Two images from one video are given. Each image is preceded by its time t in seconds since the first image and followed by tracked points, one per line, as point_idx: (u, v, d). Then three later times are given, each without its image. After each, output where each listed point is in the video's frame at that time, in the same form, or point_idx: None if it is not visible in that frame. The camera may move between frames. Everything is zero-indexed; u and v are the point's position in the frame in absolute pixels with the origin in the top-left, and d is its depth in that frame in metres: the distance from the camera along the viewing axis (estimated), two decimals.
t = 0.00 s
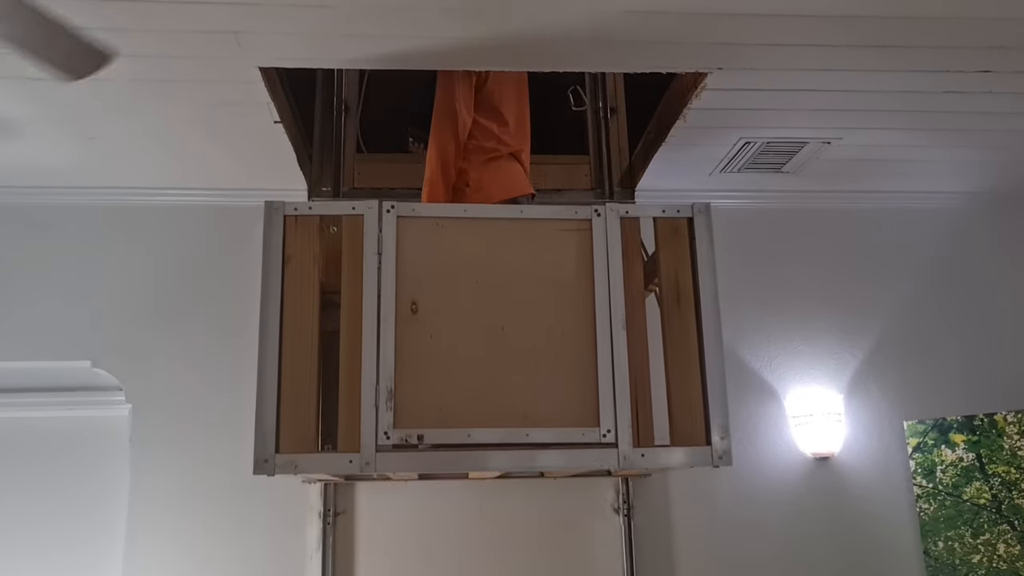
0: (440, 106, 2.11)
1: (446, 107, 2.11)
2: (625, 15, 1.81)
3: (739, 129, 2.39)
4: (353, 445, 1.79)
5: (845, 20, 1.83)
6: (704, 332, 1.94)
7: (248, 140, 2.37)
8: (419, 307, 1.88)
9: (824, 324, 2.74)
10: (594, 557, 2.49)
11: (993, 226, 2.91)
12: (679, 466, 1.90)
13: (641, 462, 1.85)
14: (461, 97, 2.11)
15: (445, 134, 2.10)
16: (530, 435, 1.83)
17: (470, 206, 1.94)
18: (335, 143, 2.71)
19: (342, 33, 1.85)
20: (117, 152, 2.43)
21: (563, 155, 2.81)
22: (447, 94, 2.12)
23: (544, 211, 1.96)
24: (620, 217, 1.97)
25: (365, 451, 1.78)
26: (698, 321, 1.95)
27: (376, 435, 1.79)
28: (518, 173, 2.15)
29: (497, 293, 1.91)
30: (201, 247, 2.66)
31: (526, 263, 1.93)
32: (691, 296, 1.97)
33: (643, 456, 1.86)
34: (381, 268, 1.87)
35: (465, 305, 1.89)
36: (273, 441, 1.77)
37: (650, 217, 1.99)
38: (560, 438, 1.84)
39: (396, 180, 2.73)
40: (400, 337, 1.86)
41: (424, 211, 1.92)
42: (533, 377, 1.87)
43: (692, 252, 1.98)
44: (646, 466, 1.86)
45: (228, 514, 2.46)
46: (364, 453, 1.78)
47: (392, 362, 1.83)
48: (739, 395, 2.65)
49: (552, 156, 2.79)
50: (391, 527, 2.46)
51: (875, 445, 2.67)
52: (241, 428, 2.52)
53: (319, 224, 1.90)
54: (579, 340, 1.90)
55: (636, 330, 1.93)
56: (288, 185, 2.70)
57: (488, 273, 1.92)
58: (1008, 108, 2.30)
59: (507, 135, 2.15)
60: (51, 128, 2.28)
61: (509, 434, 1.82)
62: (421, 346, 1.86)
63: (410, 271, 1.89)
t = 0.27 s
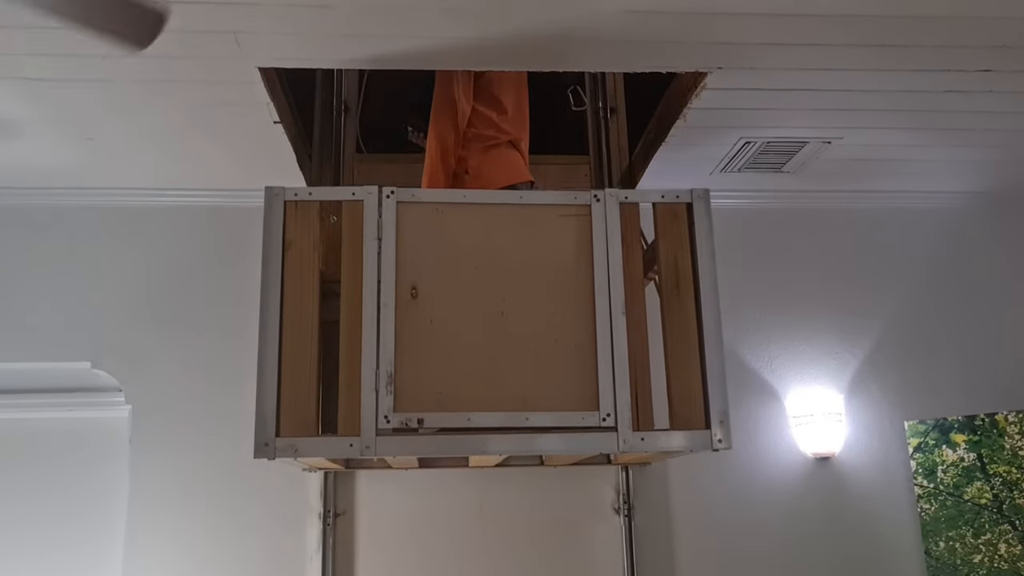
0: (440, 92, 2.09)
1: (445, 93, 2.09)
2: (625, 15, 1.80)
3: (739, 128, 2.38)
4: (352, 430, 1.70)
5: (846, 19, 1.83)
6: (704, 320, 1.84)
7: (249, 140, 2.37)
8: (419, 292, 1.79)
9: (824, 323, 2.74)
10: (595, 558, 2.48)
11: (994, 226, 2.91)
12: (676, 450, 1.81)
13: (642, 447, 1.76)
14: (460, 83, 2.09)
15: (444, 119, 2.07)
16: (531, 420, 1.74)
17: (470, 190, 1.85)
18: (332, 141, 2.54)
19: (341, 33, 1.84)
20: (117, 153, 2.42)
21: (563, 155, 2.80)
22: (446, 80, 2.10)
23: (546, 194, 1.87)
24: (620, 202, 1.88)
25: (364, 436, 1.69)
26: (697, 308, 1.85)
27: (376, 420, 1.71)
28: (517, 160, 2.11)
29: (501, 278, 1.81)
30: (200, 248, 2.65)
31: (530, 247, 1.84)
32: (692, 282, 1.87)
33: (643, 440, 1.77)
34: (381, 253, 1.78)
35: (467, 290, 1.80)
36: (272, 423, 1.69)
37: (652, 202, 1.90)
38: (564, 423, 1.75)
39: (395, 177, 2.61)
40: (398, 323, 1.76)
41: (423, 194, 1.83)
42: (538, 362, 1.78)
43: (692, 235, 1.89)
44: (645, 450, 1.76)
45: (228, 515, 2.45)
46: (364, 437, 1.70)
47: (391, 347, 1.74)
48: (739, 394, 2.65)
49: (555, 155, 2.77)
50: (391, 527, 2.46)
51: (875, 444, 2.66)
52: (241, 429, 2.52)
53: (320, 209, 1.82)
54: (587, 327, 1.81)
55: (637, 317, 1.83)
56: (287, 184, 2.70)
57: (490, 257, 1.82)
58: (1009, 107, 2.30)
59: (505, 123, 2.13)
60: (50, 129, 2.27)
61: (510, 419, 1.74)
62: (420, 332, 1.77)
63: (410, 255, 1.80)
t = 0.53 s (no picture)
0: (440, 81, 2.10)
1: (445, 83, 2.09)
2: (625, 14, 1.80)
3: (739, 129, 2.38)
4: (353, 414, 1.71)
5: (846, 19, 1.82)
6: (704, 305, 1.84)
7: (248, 140, 2.36)
8: (419, 278, 1.79)
9: (825, 323, 2.73)
10: (595, 559, 2.48)
11: (994, 226, 2.90)
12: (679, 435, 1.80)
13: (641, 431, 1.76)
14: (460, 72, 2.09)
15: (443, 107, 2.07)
16: (531, 404, 1.74)
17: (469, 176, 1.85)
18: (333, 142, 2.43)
19: (341, 33, 1.84)
20: (117, 154, 2.42)
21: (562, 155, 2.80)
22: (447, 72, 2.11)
23: (544, 180, 1.87)
24: (618, 187, 1.88)
25: (365, 421, 1.70)
26: (697, 293, 1.85)
27: (376, 404, 1.71)
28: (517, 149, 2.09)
29: (500, 265, 1.82)
30: (200, 250, 2.65)
31: (528, 234, 1.84)
32: (690, 267, 1.87)
33: (643, 424, 1.77)
34: (380, 239, 1.78)
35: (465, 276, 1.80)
36: (273, 408, 1.70)
37: (650, 187, 1.90)
38: (563, 408, 1.75)
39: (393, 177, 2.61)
40: (397, 308, 1.76)
41: (423, 180, 1.83)
42: (538, 346, 1.78)
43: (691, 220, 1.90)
44: (645, 434, 1.77)
45: (229, 517, 2.45)
46: (364, 422, 1.70)
47: (390, 333, 1.74)
48: (739, 394, 2.64)
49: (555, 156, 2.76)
50: (391, 528, 2.46)
51: (876, 444, 2.66)
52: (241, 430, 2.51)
53: (320, 195, 1.82)
54: (587, 313, 1.81)
55: (636, 302, 1.83)
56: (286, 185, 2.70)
57: (489, 244, 1.83)
58: (1009, 107, 2.29)
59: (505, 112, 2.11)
60: (50, 130, 2.27)
61: (508, 404, 1.74)
62: (419, 318, 1.77)
63: (410, 241, 1.81)
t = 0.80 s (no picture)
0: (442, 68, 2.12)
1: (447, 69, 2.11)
2: (625, 11, 1.79)
3: (740, 127, 2.37)
4: (352, 397, 1.71)
5: (847, 16, 1.81)
6: (704, 291, 1.83)
7: (247, 139, 2.35)
8: (418, 262, 1.79)
9: (825, 321, 2.73)
10: (595, 559, 2.47)
11: (995, 224, 2.89)
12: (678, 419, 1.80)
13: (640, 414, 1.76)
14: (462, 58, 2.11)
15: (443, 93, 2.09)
16: (530, 386, 1.74)
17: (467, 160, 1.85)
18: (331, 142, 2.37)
19: (340, 31, 1.83)
20: (116, 153, 2.41)
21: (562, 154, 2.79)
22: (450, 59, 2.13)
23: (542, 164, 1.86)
24: (617, 171, 1.88)
25: (364, 403, 1.70)
26: (696, 280, 1.85)
27: (376, 386, 1.71)
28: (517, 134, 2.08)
29: (499, 248, 1.81)
30: (199, 250, 2.64)
31: (527, 217, 1.84)
32: (689, 251, 1.88)
33: (641, 407, 1.76)
34: (379, 223, 1.79)
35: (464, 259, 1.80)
36: (272, 390, 1.70)
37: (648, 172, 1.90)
38: (561, 390, 1.75)
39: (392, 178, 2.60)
40: (396, 291, 1.76)
41: (421, 165, 1.83)
42: (537, 329, 1.78)
43: (690, 204, 1.90)
44: (644, 417, 1.76)
45: (228, 517, 2.44)
46: (363, 405, 1.71)
47: (389, 316, 1.74)
48: (740, 392, 2.64)
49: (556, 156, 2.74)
50: (391, 527, 2.45)
51: (877, 443, 2.65)
52: (241, 430, 2.51)
53: (319, 179, 1.83)
54: (585, 296, 1.81)
55: (635, 286, 1.82)
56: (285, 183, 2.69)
57: (488, 227, 1.82)
58: (1010, 105, 2.28)
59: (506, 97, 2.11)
60: (48, 129, 2.26)
61: (507, 386, 1.74)
62: (418, 301, 1.77)
63: (409, 225, 1.81)
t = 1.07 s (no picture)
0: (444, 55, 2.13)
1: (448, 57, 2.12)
2: (625, 10, 1.78)
3: (739, 126, 2.36)
4: (351, 380, 1.71)
5: (848, 14, 1.81)
6: (700, 277, 1.84)
7: (246, 137, 2.34)
8: (415, 246, 1.78)
9: (825, 320, 2.72)
10: (595, 559, 2.47)
11: (994, 223, 2.89)
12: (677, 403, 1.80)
13: (638, 397, 1.76)
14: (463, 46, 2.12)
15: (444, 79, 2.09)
16: (528, 370, 1.74)
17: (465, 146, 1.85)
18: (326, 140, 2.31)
19: (338, 30, 1.82)
20: (114, 153, 2.40)
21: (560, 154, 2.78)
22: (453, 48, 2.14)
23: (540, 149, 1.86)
24: (615, 156, 1.88)
25: (363, 386, 1.69)
26: (693, 266, 1.86)
27: (374, 370, 1.70)
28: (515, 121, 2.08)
29: (497, 233, 1.81)
30: (196, 249, 2.64)
31: (525, 202, 1.84)
32: (687, 237, 1.88)
33: (639, 391, 1.77)
34: (378, 208, 1.78)
35: (462, 244, 1.79)
36: (271, 374, 1.69)
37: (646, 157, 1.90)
38: (559, 373, 1.74)
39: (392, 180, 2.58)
40: (394, 275, 1.76)
41: (419, 149, 1.82)
42: (535, 313, 1.78)
43: (688, 190, 1.90)
44: (642, 401, 1.76)
45: (228, 518, 2.44)
46: (362, 388, 1.70)
47: (387, 301, 1.74)
48: (740, 393, 2.64)
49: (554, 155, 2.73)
50: (390, 526, 2.45)
51: (877, 442, 2.65)
52: (238, 430, 2.50)
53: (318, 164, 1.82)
54: (584, 281, 1.81)
55: (633, 270, 1.82)
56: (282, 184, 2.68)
57: (486, 212, 1.82)
58: (1010, 104, 2.28)
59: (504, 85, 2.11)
60: (46, 129, 2.25)
61: (506, 370, 1.73)
62: (415, 285, 1.76)
63: (407, 209, 1.80)
